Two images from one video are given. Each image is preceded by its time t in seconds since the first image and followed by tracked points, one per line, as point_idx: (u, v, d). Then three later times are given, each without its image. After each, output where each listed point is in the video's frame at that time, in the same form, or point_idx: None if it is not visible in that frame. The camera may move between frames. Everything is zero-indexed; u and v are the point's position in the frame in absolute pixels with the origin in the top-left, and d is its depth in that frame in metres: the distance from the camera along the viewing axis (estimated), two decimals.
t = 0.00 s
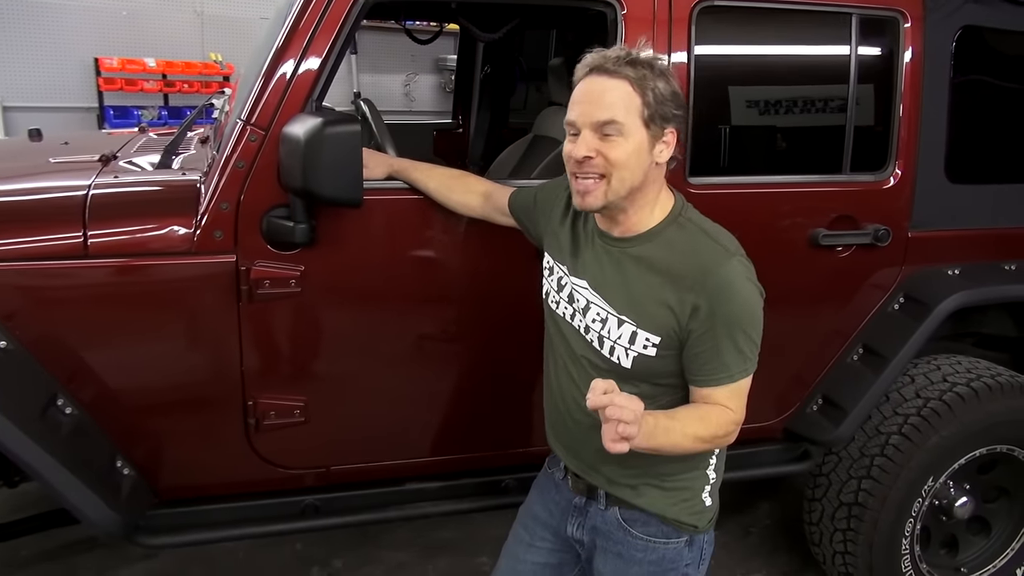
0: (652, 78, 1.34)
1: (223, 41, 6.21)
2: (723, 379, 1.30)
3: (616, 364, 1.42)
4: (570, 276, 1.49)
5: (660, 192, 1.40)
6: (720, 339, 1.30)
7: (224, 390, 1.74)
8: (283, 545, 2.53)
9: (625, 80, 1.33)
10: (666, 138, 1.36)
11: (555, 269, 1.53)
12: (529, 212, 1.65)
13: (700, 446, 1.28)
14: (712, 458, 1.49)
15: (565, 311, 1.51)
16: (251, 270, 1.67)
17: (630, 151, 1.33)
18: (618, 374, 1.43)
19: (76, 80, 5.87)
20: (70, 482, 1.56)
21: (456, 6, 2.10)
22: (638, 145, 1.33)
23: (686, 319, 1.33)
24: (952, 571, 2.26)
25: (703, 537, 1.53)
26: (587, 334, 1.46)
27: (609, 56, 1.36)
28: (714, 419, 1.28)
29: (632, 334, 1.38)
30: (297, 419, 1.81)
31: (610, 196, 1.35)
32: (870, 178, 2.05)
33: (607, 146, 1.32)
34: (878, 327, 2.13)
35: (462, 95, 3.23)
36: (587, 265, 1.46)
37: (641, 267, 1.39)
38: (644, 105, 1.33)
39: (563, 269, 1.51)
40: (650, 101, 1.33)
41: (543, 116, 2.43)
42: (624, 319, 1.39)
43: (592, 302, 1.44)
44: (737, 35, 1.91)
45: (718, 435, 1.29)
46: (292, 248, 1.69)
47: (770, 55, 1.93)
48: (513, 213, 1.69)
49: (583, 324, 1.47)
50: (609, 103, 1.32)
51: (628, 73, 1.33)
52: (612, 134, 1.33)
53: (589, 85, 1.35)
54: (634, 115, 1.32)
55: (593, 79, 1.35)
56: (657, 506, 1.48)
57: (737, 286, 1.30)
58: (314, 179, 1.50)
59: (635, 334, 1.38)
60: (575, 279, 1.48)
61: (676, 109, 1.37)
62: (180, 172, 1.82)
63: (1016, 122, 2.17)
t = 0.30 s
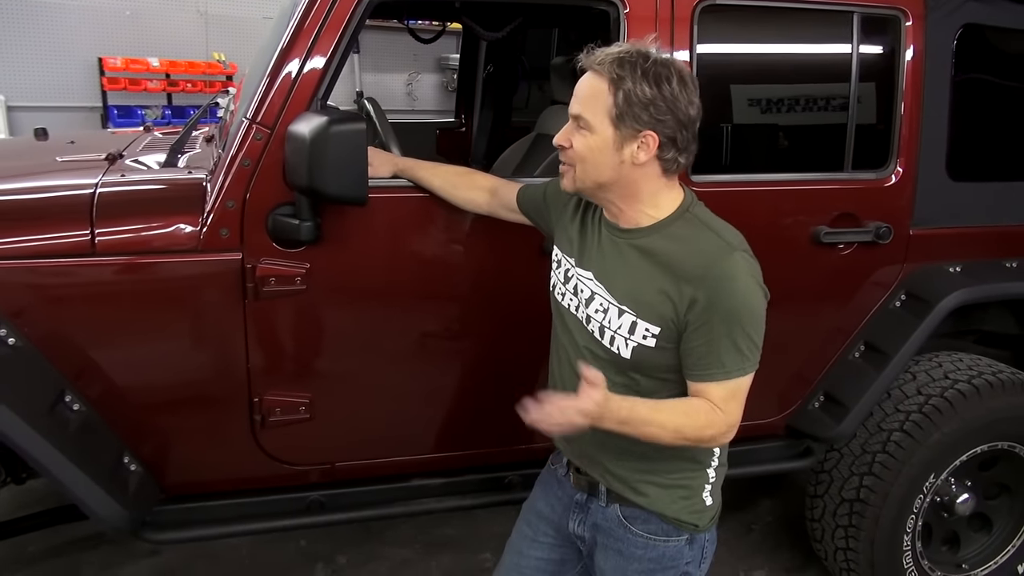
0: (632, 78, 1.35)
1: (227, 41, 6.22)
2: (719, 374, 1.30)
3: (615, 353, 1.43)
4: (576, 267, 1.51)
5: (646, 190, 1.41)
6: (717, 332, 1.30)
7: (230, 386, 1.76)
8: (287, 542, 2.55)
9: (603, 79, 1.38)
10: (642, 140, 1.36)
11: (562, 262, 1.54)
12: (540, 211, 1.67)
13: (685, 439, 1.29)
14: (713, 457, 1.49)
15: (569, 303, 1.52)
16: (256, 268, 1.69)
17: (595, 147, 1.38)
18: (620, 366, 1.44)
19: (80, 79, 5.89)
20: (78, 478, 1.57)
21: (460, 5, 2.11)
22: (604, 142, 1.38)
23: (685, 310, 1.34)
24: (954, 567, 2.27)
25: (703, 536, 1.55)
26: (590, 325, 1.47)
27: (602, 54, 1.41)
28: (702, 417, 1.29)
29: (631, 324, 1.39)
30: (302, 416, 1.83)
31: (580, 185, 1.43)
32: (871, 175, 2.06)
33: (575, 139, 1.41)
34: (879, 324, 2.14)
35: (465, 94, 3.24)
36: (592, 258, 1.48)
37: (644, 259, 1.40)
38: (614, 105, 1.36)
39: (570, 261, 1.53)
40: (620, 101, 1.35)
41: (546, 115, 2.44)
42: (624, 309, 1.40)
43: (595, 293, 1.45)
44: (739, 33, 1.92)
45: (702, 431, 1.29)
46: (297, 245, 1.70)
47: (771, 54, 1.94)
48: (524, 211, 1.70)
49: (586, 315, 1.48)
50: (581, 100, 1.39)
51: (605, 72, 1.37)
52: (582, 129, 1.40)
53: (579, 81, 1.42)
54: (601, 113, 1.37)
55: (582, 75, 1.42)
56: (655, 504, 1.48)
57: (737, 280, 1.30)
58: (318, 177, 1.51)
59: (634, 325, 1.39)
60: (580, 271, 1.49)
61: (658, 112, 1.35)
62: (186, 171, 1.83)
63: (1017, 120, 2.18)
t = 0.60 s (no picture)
0: (672, 69, 1.37)
1: (228, 42, 6.24)
2: (728, 368, 1.31)
3: (625, 348, 1.43)
4: (581, 264, 1.51)
5: (674, 180, 1.43)
6: (727, 325, 1.31)
7: (234, 386, 1.77)
8: (291, 542, 2.55)
9: (645, 70, 1.36)
10: (682, 129, 1.39)
11: (564, 259, 1.55)
12: (541, 208, 1.67)
13: (678, 434, 1.33)
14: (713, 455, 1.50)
15: (573, 300, 1.53)
16: (259, 268, 1.69)
17: (645, 140, 1.36)
18: (628, 361, 1.45)
19: (82, 81, 5.91)
20: (82, 478, 1.58)
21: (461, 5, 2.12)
22: (653, 134, 1.36)
23: (695, 303, 1.35)
24: (956, 565, 2.28)
25: (703, 534, 1.56)
26: (596, 322, 1.48)
27: (631, 47, 1.39)
28: (698, 413, 1.32)
29: (642, 319, 1.40)
30: (305, 415, 1.83)
31: (623, 181, 1.38)
32: (872, 173, 2.06)
33: (622, 133, 1.36)
34: (880, 322, 2.14)
35: (467, 94, 3.25)
36: (599, 254, 1.48)
37: (653, 253, 1.41)
38: (661, 95, 1.36)
39: (574, 257, 1.53)
40: (668, 91, 1.36)
41: (546, 115, 2.45)
42: (633, 304, 1.40)
43: (602, 288, 1.45)
44: (740, 32, 1.93)
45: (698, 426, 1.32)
46: (300, 245, 1.71)
47: (771, 52, 1.95)
48: (523, 212, 1.71)
49: (592, 311, 1.48)
50: (625, 92, 1.36)
51: (648, 64, 1.36)
52: (627, 121, 1.36)
53: (608, 74, 1.38)
54: (649, 104, 1.35)
55: (614, 67, 1.38)
56: (658, 503, 1.49)
57: (744, 273, 1.32)
58: (321, 176, 1.52)
59: (644, 319, 1.39)
60: (585, 267, 1.50)
61: (694, 101, 1.39)
62: (189, 171, 1.84)
63: (1017, 118, 2.18)
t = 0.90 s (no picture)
0: (650, 67, 1.38)
1: (229, 43, 6.24)
2: (731, 362, 1.31)
3: (625, 349, 1.43)
4: (578, 268, 1.50)
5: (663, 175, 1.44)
6: (725, 319, 1.31)
7: (234, 388, 1.77)
8: (292, 543, 2.55)
9: (628, 70, 1.36)
10: (666, 124, 1.40)
11: (560, 264, 1.54)
12: (535, 212, 1.69)
13: (686, 429, 1.34)
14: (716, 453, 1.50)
15: (571, 304, 1.52)
16: (260, 269, 1.69)
17: (643, 139, 1.36)
18: (628, 361, 1.45)
19: (83, 82, 5.91)
20: (82, 480, 1.58)
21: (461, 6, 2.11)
22: (647, 132, 1.36)
23: (693, 298, 1.35)
24: (957, 565, 2.28)
25: (709, 533, 1.56)
26: (595, 325, 1.47)
27: (607, 49, 1.38)
28: (706, 408, 1.32)
29: (640, 319, 1.39)
30: (306, 416, 1.83)
31: (628, 183, 1.37)
32: (872, 173, 2.06)
33: (621, 134, 1.35)
34: (882, 322, 2.14)
35: (467, 95, 3.25)
36: (595, 256, 1.47)
37: (650, 251, 1.40)
38: (648, 94, 1.36)
39: (570, 261, 1.52)
40: (652, 88, 1.36)
41: (547, 115, 2.45)
42: (632, 304, 1.40)
43: (599, 291, 1.45)
44: (740, 32, 1.92)
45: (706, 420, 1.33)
46: (300, 246, 1.70)
47: (772, 52, 1.94)
48: (519, 215, 1.72)
49: (590, 314, 1.48)
50: (617, 93, 1.35)
51: (630, 63, 1.36)
52: (623, 123, 1.35)
53: (591, 78, 1.37)
54: (641, 102, 1.35)
55: (597, 71, 1.37)
56: (663, 503, 1.49)
57: (740, 265, 1.32)
58: (321, 176, 1.52)
59: (643, 319, 1.39)
60: (582, 271, 1.49)
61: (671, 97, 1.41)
62: (189, 172, 1.84)
63: (1018, 118, 2.18)
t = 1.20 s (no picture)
0: (637, 75, 1.35)
1: (230, 43, 6.25)
2: (723, 373, 1.30)
3: (615, 352, 1.44)
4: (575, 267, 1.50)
5: (655, 184, 1.41)
6: (719, 331, 1.30)
7: (233, 388, 1.77)
8: (292, 543, 2.55)
9: (605, 78, 1.36)
10: (652, 134, 1.36)
11: (558, 262, 1.55)
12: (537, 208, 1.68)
13: (677, 438, 1.34)
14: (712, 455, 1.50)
15: (568, 303, 1.52)
16: (259, 269, 1.70)
17: (606, 149, 1.36)
18: (620, 365, 1.44)
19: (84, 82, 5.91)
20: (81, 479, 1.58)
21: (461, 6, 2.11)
22: (615, 142, 1.36)
23: (686, 308, 1.34)
24: (957, 565, 2.27)
25: (701, 533, 1.56)
26: (588, 326, 1.47)
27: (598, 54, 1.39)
28: (696, 419, 1.33)
29: (631, 323, 1.39)
30: (304, 416, 1.83)
31: (592, 189, 1.41)
32: (872, 173, 2.06)
33: (584, 143, 1.38)
34: (881, 322, 2.14)
35: (467, 95, 3.25)
36: (591, 257, 1.48)
37: (644, 257, 1.40)
38: (623, 103, 1.35)
39: (568, 260, 1.53)
40: (629, 98, 1.34)
41: (546, 116, 2.45)
42: (624, 308, 1.40)
43: (594, 292, 1.45)
44: (739, 32, 1.92)
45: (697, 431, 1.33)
46: (298, 246, 1.71)
47: (771, 52, 1.94)
48: (521, 212, 1.71)
49: (584, 315, 1.48)
50: (585, 102, 1.37)
51: (608, 72, 1.36)
52: (589, 131, 1.38)
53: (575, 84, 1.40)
54: (609, 113, 1.35)
55: (580, 77, 1.39)
56: (658, 504, 1.49)
57: (736, 277, 1.31)
58: (318, 177, 1.52)
59: (635, 323, 1.39)
60: (579, 271, 1.49)
61: (667, 105, 1.36)
62: (187, 173, 1.84)
63: (1018, 118, 2.18)
